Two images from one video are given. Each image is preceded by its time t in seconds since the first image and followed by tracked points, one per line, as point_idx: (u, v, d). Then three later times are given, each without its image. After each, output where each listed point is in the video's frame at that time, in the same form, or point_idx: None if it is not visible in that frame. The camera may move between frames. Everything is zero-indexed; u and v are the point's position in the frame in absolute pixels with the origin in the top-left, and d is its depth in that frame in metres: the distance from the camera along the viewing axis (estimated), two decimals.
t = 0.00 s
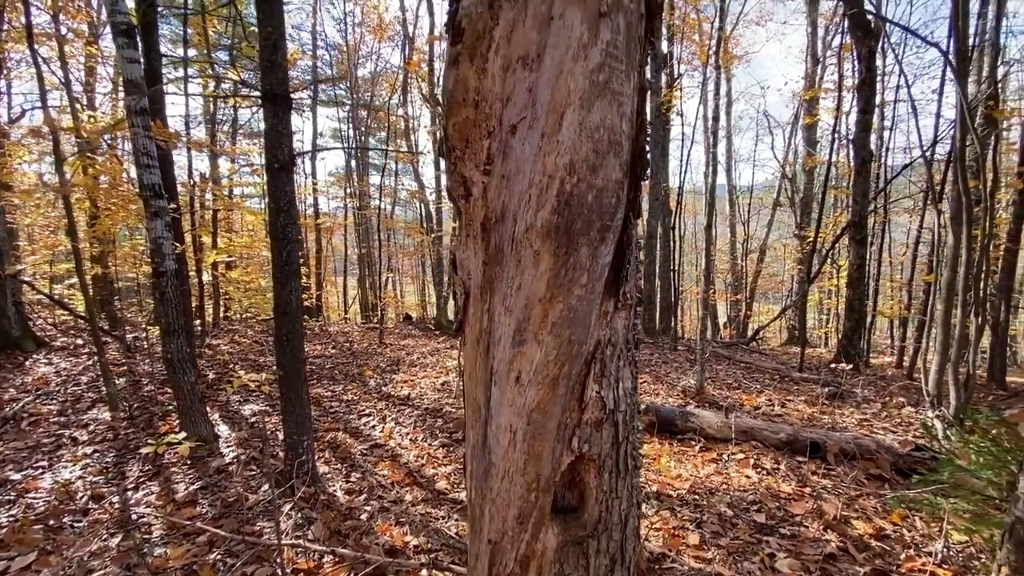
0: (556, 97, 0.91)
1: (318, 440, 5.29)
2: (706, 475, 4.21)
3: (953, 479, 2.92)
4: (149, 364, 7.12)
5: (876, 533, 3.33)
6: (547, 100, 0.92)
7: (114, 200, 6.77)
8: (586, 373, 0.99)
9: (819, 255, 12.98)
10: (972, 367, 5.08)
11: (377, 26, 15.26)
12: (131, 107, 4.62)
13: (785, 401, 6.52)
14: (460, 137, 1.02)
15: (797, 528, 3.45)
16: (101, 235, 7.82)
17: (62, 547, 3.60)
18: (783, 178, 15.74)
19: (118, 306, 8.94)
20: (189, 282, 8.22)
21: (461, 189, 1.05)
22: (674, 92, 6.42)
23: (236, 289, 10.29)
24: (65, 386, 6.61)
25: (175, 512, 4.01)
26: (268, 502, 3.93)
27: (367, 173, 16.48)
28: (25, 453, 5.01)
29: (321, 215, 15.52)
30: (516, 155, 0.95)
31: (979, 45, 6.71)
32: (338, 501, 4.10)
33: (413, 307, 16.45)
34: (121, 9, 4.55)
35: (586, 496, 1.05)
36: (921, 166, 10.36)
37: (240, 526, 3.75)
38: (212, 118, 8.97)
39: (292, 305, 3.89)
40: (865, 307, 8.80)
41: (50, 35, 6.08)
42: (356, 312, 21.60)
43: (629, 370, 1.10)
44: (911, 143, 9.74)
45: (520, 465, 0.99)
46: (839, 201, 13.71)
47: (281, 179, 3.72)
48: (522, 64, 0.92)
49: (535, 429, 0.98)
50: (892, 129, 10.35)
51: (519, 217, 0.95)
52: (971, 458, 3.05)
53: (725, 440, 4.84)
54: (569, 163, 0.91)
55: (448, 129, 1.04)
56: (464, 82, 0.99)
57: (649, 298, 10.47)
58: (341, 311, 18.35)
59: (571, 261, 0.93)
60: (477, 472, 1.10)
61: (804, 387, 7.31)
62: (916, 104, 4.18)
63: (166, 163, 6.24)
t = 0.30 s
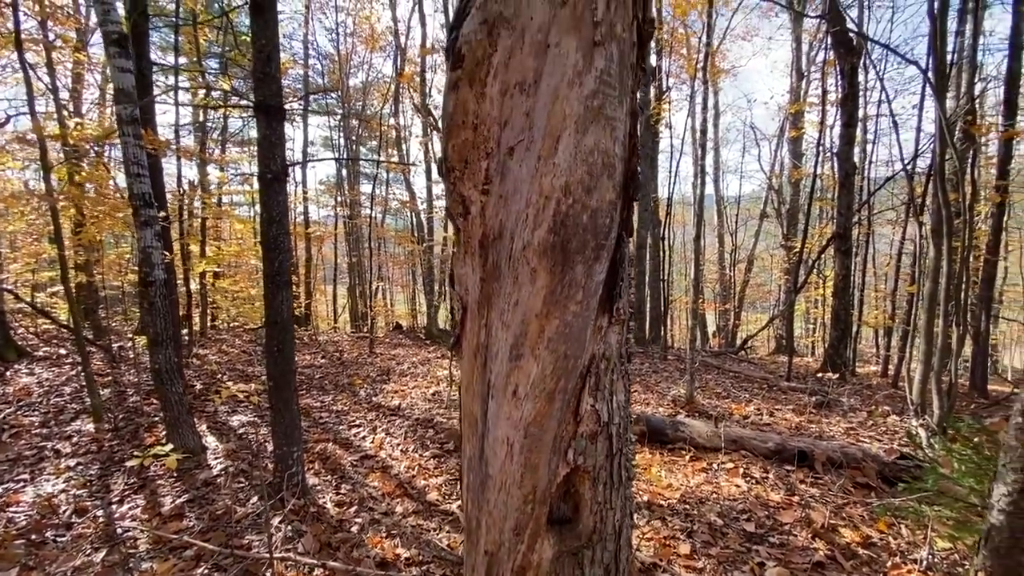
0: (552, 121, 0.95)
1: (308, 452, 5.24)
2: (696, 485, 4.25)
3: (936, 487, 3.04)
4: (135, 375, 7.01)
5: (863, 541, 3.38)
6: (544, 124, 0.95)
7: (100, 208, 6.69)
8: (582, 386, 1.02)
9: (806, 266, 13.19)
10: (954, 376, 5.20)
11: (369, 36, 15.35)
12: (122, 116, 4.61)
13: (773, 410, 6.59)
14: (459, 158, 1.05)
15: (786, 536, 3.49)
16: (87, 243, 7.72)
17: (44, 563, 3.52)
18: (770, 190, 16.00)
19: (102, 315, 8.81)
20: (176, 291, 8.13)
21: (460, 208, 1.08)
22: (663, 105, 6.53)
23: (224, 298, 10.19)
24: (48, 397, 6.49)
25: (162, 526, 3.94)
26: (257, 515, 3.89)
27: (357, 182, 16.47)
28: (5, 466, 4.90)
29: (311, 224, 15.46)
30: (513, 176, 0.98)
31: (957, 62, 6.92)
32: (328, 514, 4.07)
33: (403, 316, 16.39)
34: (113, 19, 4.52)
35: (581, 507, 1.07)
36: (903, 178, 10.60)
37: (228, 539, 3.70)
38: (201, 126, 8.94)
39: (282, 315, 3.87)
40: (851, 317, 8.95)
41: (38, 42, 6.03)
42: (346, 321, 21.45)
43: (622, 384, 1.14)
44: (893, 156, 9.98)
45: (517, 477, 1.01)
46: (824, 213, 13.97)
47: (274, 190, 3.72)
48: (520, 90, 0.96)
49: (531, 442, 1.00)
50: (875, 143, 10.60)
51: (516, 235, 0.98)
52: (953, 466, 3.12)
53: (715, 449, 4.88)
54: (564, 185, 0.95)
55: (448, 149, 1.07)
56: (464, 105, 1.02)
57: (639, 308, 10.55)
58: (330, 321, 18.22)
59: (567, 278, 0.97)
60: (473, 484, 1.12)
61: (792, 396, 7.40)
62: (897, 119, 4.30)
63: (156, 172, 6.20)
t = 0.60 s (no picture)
0: (543, 137, 0.98)
1: (292, 464, 5.17)
2: (682, 493, 4.28)
3: (914, 492, 3.08)
4: (113, 386, 6.84)
5: (846, 547, 3.43)
6: (535, 140, 0.98)
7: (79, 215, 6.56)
8: (572, 395, 1.04)
9: (787, 275, 13.44)
10: (930, 383, 5.34)
11: (356, 46, 15.40)
12: (104, 123, 4.55)
13: (757, 418, 6.67)
14: (452, 171, 1.08)
15: (771, 543, 3.53)
16: (64, 251, 7.55)
17: None
18: (752, 201, 16.33)
19: (79, 325, 8.60)
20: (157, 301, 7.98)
21: (453, 220, 1.10)
22: (647, 118, 6.65)
23: (205, 307, 10.03)
24: (21, 410, 6.29)
25: (140, 541, 3.85)
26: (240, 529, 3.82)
27: (344, 191, 16.39)
28: None
29: (296, 233, 15.32)
30: (504, 189, 1.01)
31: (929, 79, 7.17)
32: (312, 527, 4.00)
33: (389, 325, 16.27)
34: (96, 25, 4.48)
35: (571, 514, 1.09)
36: (879, 191, 10.91)
37: (209, 554, 3.62)
38: (185, 133, 8.84)
39: (266, 325, 3.82)
40: (831, 325, 9.13)
41: (15, 46, 5.92)
42: (330, 331, 21.19)
43: (611, 393, 1.16)
44: (869, 169, 10.28)
45: (509, 485, 1.03)
46: (804, 223, 14.29)
47: (260, 199, 3.70)
48: (511, 106, 0.99)
49: (523, 450, 1.02)
50: (852, 155, 10.92)
51: (507, 247, 1.01)
52: (931, 471, 3.20)
53: (700, 456, 4.93)
54: (555, 198, 0.97)
55: (440, 163, 1.09)
56: (457, 120, 1.05)
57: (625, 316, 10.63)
58: (315, 330, 17.99)
59: (557, 289, 0.99)
60: (464, 492, 1.13)
61: (775, 404, 7.51)
62: (872, 134, 4.44)
63: (137, 179, 6.11)
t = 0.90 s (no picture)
0: (528, 150, 1.00)
1: (269, 478, 5.05)
2: (664, 501, 4.31)
3: (888, 496, 3.17)
4: (80, 400, 6.60)
5: (823, 551, 3.50)
6: (520, 152, 1.01)
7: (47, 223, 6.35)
8: (558, 402, 1.05)
9: (763, 284, 13.76)
10: (900, 389, 5.51)
11: (337, 55, 15.37)
12: (76, 129, 4.44)
13: (736, 426, 6.77)
14: (438, 183, 1.09)
15: (750, 549, 3.57)
16: (30, 260, 7.29)
17: None
18: (728, 212, 16.72)
19: (44, 337, 8.28)
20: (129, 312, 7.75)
21: (439, 230, 1.11)
22: (627, 131, 6.78)
23: (179, 317, 9.77)
24: None
25: (108, 562, 3.70)
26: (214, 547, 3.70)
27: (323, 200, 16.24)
28: None
29: (274, 242, 15.09)
30: (491, 201, 1.02)
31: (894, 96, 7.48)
32: (290, 542, 3.91)
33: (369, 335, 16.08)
34: (70, 30, 4.38)
35: (557, 522, 1.09)
36: (849, 203, 11.29)
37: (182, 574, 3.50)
38: (160, 140, 8.66)
39: (245, 335, 3.75)
40: (806, 333, 9.36)
41: None
42: (308, 342, 20.80)
43: (596, 400, 1.17)
44: (839, 182, 10.64)
45: (495, 493, 1.04)
46: (778, 234, 14.68)
47: (239, 207, 3.64)
48: (497, 120, 1.01)
49: (509, 459, 1.03)
50: (823, 169, 11.28)
51: (493, 257, 1.02)
52: (903, 476, 3.29)
53: (681, 464, 4.99)
54: (541, 209, 1.00)
55: (428, 173, 1.10)
56: (444, 132, 1.06)
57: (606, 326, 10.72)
58: (292, 341, 17.63)
59: (543, 298, 1.01)
60: (450, 502, 1.13)
61: (753, 411, 7.64)
62: (842, 149, 4.60)
63: (110, 187, 5.96)
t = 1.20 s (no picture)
0: (513, 165, 1.03)
1: (239, 495, 4.89)
2: (641, 510, 4.35)
3: (855, 500, 3.28)
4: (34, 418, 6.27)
5: (795, 556, 3.59)
6: (506, 166, 1.04)
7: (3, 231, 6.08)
8: (543, 411, 1.07)
9: (734, 296, 14.11)
10: (864, 397, 5.72)
11: (313, 64, 15.27)
12: (39, 135, 4.29)
13: (710, 435, 6.89)
14: (425, 196, 1.11)
15: (726, 556, 3.64)
16: None
17: None
18: (700, 225, 17.15)
19: None
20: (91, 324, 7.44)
21: (425, 242, 1.12)
22: (603, 145, 6.92)
23: (143, 330, 9.42)
24: None
25: None
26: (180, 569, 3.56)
27: (297, 210, 15.99)
28: None
29: (246, 252, 14.75)
30: (477, 214, 1.05)
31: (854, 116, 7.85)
32: (261, 562, 3.79)
33: (343, 348, 15.78)
34: (34, 34, 4.24)
35: (541, 530, 1.11)
36: (813, 217, 11.74)
37: None
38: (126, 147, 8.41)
39: (215, 348, 3.64)
40: (775, 343, 9.63)
41: None
42: (280, 354, 20.31)
43: (579, 409, 1.20)
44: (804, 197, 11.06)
45: (481, 502, 1.05)
46: (748, 247, 15.13)
47: (211, 217, 3.57)
48: (483, 135, 1.04)
49: (495, 467, 1.04)
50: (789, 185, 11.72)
51: (479, 269, 1.04)
52: (869, 480, 3.41)
53: (657, 473, 5.05)
54: (526, 223, 1.03)
55: (414, 187, 1.12)
56: (431, 146, 1.08)
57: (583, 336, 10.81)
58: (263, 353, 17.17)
59: (528, 308, 1.03)
60: (435, 512, 1.13)
61: (725, 420, 7.80)
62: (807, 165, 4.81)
63: (73, 194, 5.75)
